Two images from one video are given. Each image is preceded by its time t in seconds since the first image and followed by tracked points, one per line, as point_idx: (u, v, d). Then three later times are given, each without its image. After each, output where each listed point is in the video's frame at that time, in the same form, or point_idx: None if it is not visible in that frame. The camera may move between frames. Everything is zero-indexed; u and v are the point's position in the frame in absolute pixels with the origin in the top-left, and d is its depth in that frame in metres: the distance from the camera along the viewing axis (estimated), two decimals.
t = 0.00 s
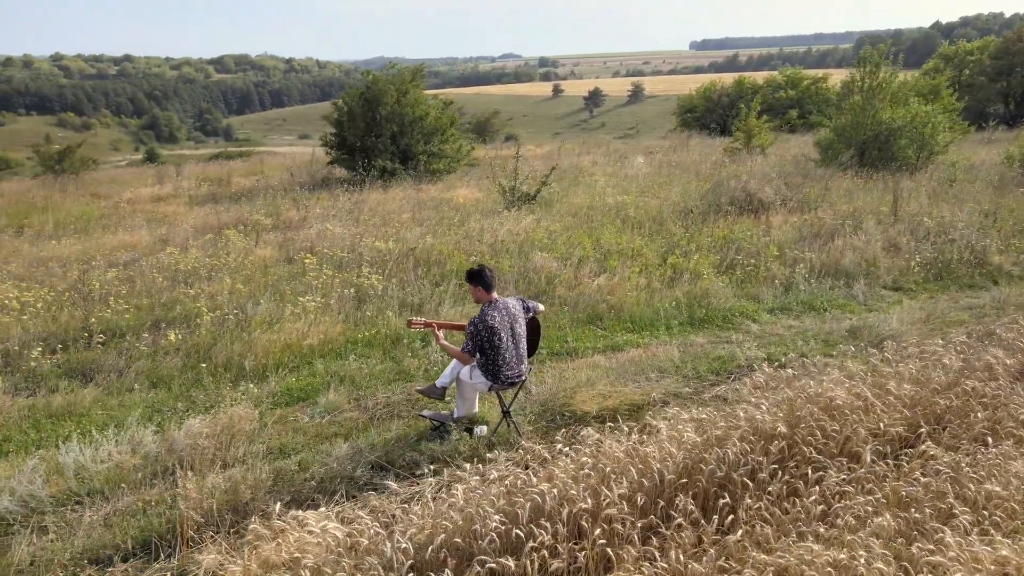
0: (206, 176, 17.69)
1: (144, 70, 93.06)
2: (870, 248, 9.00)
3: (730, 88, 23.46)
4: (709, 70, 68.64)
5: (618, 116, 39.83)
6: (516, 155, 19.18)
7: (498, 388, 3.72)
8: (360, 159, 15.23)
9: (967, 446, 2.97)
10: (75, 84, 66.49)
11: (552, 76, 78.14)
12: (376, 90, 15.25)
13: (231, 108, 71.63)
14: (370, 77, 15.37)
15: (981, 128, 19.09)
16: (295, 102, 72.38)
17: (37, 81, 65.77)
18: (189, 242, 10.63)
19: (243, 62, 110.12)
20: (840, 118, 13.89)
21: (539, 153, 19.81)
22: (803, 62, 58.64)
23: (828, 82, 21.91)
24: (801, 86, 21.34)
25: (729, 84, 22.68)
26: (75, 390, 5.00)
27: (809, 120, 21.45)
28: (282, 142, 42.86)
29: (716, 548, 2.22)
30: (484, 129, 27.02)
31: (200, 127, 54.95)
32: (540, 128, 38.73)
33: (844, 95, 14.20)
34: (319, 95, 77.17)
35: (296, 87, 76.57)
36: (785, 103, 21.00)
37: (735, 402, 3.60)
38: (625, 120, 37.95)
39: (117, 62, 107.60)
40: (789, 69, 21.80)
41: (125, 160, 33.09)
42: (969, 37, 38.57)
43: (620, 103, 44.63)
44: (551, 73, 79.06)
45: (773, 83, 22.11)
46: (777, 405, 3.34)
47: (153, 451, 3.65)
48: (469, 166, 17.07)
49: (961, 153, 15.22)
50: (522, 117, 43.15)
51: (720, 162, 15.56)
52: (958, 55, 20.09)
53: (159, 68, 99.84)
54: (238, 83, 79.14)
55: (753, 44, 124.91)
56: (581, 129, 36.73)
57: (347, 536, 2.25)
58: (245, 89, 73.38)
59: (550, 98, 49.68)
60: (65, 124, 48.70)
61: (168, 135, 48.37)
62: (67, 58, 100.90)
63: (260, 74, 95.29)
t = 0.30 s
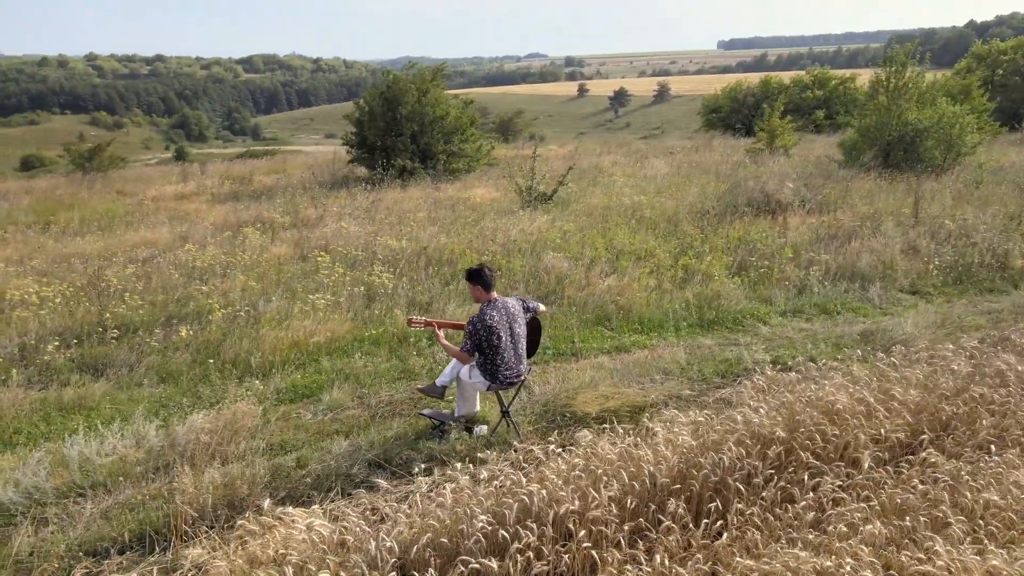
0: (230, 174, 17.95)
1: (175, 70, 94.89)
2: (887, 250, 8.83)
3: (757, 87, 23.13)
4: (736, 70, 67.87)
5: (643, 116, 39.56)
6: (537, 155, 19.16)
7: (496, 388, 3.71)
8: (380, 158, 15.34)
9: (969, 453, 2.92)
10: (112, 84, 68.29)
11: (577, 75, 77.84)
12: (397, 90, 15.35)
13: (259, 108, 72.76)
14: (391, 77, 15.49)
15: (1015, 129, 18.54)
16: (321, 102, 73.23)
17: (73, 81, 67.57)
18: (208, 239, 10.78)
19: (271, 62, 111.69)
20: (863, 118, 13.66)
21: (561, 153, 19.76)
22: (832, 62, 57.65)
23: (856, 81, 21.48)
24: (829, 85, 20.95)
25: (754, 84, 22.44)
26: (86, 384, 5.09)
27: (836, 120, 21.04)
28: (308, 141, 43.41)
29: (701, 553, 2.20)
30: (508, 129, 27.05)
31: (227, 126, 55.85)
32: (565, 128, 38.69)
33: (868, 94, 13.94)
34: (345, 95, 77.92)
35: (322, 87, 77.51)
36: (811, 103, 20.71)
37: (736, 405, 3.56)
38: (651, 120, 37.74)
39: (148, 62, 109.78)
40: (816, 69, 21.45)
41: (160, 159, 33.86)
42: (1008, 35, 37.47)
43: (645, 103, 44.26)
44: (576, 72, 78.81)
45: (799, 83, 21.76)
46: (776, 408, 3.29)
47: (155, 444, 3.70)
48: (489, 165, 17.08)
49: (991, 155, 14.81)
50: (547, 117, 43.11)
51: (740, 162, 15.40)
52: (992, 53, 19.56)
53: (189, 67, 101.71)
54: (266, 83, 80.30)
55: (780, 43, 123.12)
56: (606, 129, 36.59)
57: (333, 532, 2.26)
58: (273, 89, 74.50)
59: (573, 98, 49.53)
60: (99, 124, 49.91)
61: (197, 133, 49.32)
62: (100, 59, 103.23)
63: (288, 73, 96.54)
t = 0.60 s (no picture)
0: (254, 172, 18.23)
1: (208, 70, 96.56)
2: (905, 254, 8.66)
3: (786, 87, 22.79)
4: (765, 70, 66.99)
5: (671, 116, 39.28)
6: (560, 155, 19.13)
7: (493, 389, 3.71)
8: (400, 158, 15.45)
9: (968, 463, 2.86)
10: (146, 84, 69.85)
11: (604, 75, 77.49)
12: (418, 90, 15.44)
13: (289, 108, 73.81)
14: (412, 76, 15.61)
15: None
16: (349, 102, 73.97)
17: (109, 82, 69.27)
18: (227, 238, 10.94)
19: (299, 62, 113.05)
20: (888, 119, 13.40)
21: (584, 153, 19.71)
22: (865, 62, 56.58)
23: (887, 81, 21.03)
24: (859, 85, 20.54)
25: (783, 84, 22.10)
26: (98, 378, 5.19)
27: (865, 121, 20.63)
28: (336, 141, 43.87)
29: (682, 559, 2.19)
30: (532, 129, 27.06)
31: (259, 125, 56.79)
32: (592, 128, 38.60)
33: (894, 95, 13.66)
34: (372, 95, 78.59)
35: (351, 87, 78.35)
36: (841, 104, 20.33)
37: (735, 409, 3.52)
38: (678, 121, 37.42)
39: (180, 62, 111.85)
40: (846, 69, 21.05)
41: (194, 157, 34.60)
42: None
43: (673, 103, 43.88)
44: (604, 72, 78.46)
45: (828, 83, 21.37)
46: (774, 415, 3.26)
47: (157, 438, 3.76)
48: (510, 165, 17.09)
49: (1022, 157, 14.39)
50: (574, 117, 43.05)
51: (762, 163, 15.22)
52: None
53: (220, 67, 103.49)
54: (295, 83, 81.40)
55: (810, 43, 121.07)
56: (633, 129, 36.38)
57: (317, 530, 2.27)
58: (303, 90, 75.55)
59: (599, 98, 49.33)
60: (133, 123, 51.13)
61: (227, 132, 50.17)
62: (134, 59, 105.36)
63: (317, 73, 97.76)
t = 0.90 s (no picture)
0: (281, 170, 18.49)
1: (242, 70, 98.18)
2: (927, 258, 8.44)
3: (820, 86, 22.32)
4: (799, 70, 65.88)
5: (703, 117, 38.83)
6: (586, 155, 19.05)
7: (491, 389, 3.71)
8: (424, 157, 15.55)
9: (970, 473, 2.80)
10: (182, 83, 71.39)
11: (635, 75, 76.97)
12: (442, 90, 15.54)
13: (320, 107, 74.75)
14: (437, 76, 15.71)
15: None
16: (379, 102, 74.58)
17: (146, 81, 70.96)
18: (249, 235, 11.09)
19: (330, 61, 114.29)
20: (918, 120, 13.08)
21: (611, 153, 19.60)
22: (904, 63, 55.25)
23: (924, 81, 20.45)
24: (895, 85, 20.02)
25: (816, 84, 21.69)
26: (112, 372, 5.30)
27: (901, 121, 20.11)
28: (366, 140, 44.27)
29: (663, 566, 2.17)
30: (560, 128, 27.00)
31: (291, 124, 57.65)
32: (623, 128, 38.40)
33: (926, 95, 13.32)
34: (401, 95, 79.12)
35: (382, 87, 79.05)
36: (876, 104, 19.86)
37: (735, 413, 3.47)
38: (710, 121, 36.94)
39: (215, 62, 113.90)
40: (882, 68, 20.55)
41: (229, 155, 35.24)
42: None
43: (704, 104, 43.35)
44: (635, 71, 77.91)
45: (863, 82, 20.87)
46: (772, 419, 3.21)
47: (161, 432, 3.83)
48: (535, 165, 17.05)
49: None
50: (605, 117, 42.84)
51: (787, 165, 14.98)
52: None
53: (253, 67, 105.42)
54: (326, 83, 82.38)
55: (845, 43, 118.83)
56: (663, 130, 36.05)
57: (301, 527, 2.29)
58: (336, 89, 76.50)
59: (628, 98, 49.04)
60: (169, 122, 52.32)
61: (260, 131, 50.98)
62: (172, 58, 107.46)
63: (350, 72, 98.92)
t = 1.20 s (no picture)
0: (309, 168, 18.76)
1: (276, 69, 99.72)
2: (952, 262, 8.22)
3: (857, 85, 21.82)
4: (836, 69, 64.56)
5: (736, 116, 38.33)
6: (613, 155, 18.96)
7: (489, 388, 3.72)
8: (449, 156, 15.64)
9: (968, 483, 2.75)
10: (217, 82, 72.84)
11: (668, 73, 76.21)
12: (468, 89, 15.61)
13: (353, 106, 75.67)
14: (464, 74, 15.78)
15: None
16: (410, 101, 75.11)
17: (183, 80, 72.55)
18: (272, 232, 11.27)
19: (362, 60, 115.45)
20: (951, 121, 12.74)
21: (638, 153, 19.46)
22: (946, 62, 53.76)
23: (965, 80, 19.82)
24: (935, 84, 19.45)
25: (852, 83, 21.21)
26: (128, 364, 5.44)
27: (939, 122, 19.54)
28: (396, 139, 44.59)
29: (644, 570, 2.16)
30: (590, 128, 26.90)
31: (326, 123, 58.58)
32: (655, 128, 38.18)
33: (960, 94, 12.95)
34: (431, 94, 79.51)
35: (413, 86, 79.64)
36: (913, 104, 19.30)
37: (735, 417, 3.43)
38: (744, 121, 36.34)
39: (250, 62, 115.77)
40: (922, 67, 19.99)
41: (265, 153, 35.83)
42: None
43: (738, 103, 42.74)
44: (668, 70, 77.16)
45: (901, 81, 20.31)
46: (771, 423, 3.17)
47: (168, 424, 3.92)
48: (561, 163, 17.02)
49: None
50: (636, 117, 42.58)
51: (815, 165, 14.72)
52: None
53: (288, 65, 107.09)
54: (359, 82, 83.26)
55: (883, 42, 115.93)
56: (696, 129, 35.71)
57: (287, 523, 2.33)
58: (369, 88, 77.43)
59: (660, 98, 48.68)
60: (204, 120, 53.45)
61: (295, 130, 51.91)
62: (208, 58, 109.58)
63: (382, 71, 99.89)
